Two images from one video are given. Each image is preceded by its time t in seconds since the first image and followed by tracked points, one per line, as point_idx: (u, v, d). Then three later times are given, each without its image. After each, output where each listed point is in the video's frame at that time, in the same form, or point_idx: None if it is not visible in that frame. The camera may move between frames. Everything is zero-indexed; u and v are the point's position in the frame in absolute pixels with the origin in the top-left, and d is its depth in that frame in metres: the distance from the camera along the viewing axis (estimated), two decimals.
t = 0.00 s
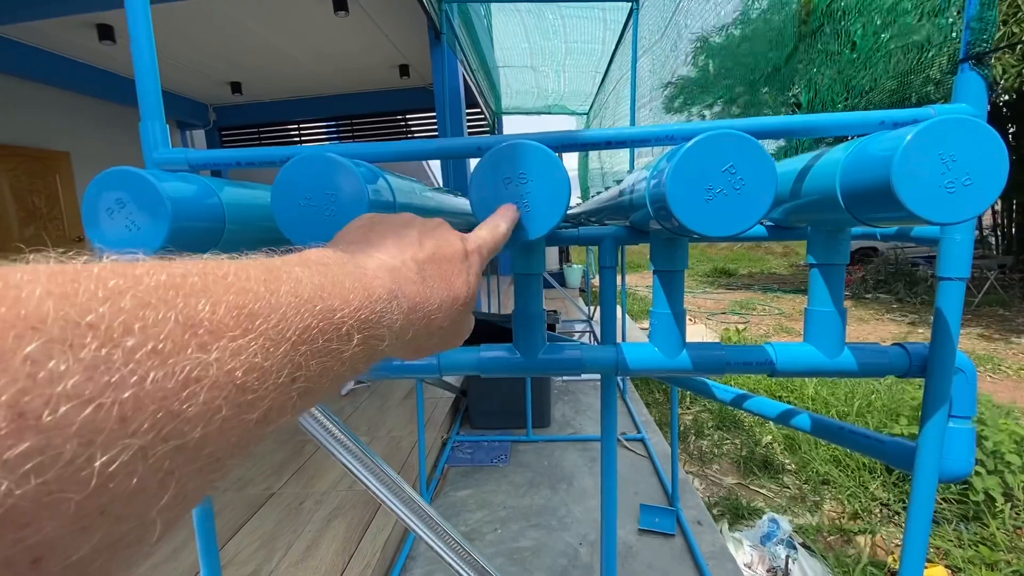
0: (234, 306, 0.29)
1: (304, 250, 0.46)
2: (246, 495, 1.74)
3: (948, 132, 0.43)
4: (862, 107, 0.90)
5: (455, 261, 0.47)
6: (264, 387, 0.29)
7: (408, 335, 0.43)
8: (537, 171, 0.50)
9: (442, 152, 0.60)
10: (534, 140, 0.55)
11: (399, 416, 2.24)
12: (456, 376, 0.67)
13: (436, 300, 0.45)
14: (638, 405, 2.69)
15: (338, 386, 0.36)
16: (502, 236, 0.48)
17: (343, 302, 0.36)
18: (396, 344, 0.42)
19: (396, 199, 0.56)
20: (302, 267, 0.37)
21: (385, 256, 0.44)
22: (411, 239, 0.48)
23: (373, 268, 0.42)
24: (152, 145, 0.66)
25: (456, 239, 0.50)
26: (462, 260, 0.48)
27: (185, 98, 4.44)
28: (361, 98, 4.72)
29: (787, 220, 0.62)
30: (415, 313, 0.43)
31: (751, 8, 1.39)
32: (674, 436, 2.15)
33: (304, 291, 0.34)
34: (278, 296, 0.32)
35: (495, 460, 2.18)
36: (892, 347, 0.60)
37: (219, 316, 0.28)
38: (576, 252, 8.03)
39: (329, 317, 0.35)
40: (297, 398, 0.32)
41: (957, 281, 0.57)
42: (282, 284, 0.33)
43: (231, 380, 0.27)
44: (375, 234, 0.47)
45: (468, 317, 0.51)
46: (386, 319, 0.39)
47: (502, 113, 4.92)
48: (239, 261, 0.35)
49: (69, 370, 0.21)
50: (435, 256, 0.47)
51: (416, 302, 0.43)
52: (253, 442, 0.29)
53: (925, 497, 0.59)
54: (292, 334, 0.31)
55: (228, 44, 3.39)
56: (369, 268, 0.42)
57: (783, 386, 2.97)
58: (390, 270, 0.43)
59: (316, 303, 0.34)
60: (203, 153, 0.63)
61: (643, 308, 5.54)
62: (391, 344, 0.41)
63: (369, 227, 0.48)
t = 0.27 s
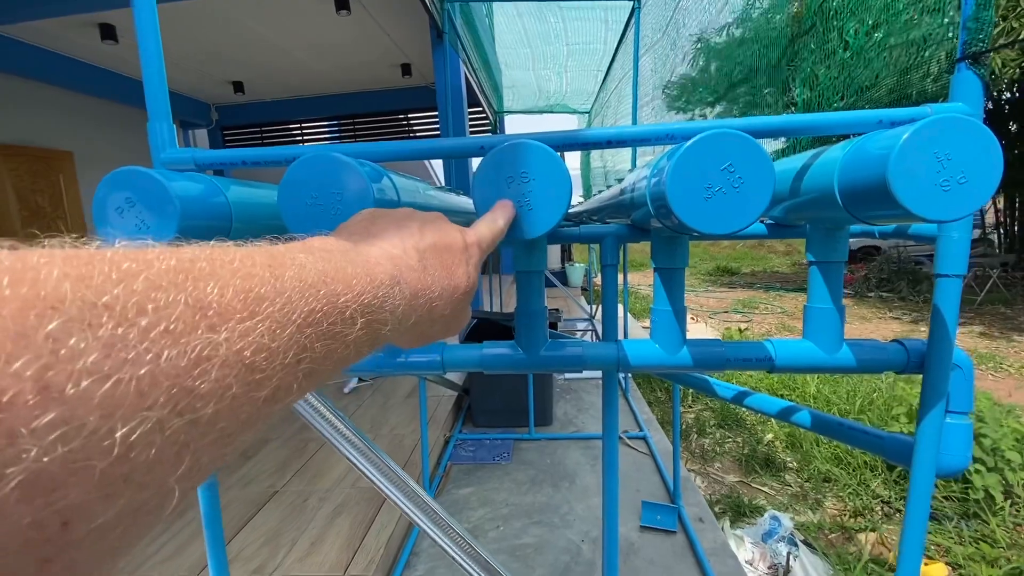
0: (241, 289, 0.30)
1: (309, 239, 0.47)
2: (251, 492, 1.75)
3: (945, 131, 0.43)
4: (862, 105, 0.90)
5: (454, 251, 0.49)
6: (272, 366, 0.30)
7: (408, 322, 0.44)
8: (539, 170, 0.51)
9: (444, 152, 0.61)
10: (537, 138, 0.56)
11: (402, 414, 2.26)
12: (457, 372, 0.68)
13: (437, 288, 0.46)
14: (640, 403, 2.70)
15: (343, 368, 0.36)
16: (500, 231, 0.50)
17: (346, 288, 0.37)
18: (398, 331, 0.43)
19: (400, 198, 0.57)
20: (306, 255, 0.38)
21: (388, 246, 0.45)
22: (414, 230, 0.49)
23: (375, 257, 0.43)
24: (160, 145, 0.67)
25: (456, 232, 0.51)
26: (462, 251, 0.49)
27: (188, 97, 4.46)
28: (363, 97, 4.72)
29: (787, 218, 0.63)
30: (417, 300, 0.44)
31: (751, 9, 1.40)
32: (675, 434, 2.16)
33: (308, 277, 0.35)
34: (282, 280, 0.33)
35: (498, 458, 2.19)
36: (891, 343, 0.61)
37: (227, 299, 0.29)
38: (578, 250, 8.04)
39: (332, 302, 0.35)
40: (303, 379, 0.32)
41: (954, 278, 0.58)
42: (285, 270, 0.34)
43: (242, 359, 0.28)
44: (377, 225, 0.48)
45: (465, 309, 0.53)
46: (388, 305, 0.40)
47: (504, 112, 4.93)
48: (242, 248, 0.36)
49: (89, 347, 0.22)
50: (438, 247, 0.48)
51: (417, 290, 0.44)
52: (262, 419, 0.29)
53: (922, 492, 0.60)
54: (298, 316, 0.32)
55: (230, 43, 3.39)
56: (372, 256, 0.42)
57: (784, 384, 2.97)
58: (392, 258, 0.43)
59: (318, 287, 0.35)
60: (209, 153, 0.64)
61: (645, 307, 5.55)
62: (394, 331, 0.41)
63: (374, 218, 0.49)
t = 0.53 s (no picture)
0: (248, 286, 0.31)
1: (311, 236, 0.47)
2: (254, 490, 1.76)
3: (937, 129, 0.44)
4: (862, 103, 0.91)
5: (452, 250, 0.50)
6: (278, 359, 0.31)
7: (408, 319, 0.45)
8: (536, 168, 0.52)
9: (442, 152, 0.62)
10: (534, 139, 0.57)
11: (403, 412, 2.27)
12: (457, 369, 0.69)
13: (435, 286, 0.47)
14: (640, 401, 2.70)
15: (345, 362, 0.38)
16: (497, 231, 0.50)
17: (348, 284, 0.38)
18: (398, 327, 0.44)
19: (399, 196, 0.57)
20: (308, 252, 0.39)
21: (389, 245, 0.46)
22: (415, 230, 0.50)
23: (375, 256, 0.44)
24: (162, 145, 0.68)
25: (455, 233, 0.53)
26: (459, 250, 0.50)
27: (189, 97, 4.47)
28: (364, 96, 4.73)
29: (783, 217, 0.63)
30: (415, 298, 0.44)
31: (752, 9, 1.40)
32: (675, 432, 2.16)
33: (311, 274, 0.36)
34: (287, 277, 0.34)
35: (499, 456, 2.20)
36: (886, 340, 0.61)
37: (234, 295, 0.30)
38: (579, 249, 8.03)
39: (334, 298, 0.36)
40: (307, 371, 0.33)
41: (948, 275, 0.58)
42: (290, 267, 0.35)
43: (250, 352, 0.29)
44: (377, 224, 0.49)
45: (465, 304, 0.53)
46: (388, 302, 0.41)
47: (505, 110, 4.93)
48: (249, 246, 0.37)
49: (107, 339, 0.23)
50: (437, 247, 0.49)
51: (416, 287, 0.44)
52: (268, 409, 0.30)
53: (916, 488, 0.61)
54: (301, 311, 0.33)
55: (232, 43, 3.40)
56: (371, 254, 0.44)
57: (786, 383, 2.97)
58: (391, 257, 0.44)
59: (321, 284, 0.36)
60: (212, 153, 0.65)
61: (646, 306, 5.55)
62: (394, 326, 0.43)
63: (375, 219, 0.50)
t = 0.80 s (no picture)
0: (241, 270, 0.32)
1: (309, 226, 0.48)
2: (254, 486, 1.77)
3: (933, 121, 0.44)
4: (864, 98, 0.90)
5: (454, 243, 0.49)
6: (266, 345, 0.32)
7: (401, 312, 0.46)
8: (532, 161, 0.52)
9: (440, 146, 0.61)
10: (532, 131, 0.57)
11: (403, 409, 2.27)
12: (456, 364, 0.69)
13: (431, 279, 0.48)
14: (640, 399, 2.70)
15: (337, 352, 0.39)
16: (505, 210, 0.49)
17: (342, 273, 0.39)
18: (391, 319, 0.45)
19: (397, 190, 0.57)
20: (305, 240, 0.39)
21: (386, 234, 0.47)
22: (413, 220, 0.50)
23: (371, 246, 0.44)
24: (160, 139, 0.68)
25: (459, 218, 0.51)
26: (463, 241, 0.50)
27: (190, 95, 4.48)
28: (364, 93, 4.73)
29: (782, 211, 0.63)
30: (409, 293, 0.46)
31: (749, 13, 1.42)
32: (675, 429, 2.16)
33: (306, 261, 0.37)
34: (281, 263, 0.35)
35: (499, 453, 2.20)
36: (885, 335, 0.61)
37: (227, 278, 0.31)
38: (580, 246, 8.02)
39: (328, 287, 0.37)
40: (296, 358, 0.35)
41: (948, 269, 0.58)
42: (285, 254, 0.36)
43: (239, 336, 0.30)
44: (380, 212, 0.50)
45: (465, 297, 0.54)
46: (382, 293, 0.42)
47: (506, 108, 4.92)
48: (249, 231, 0.38)
49: (98, 314, 0.25)
50: (437, 237, 0.49)
51: (411, 282, 0.46)
52: (254, 393, 0.32)
53: (914, 483, 0.61)
54: (293, 299, 0.34)
55: (232, 41, 3.40)
56: (368, 244, 0.44)
57: (786, 381, 2.97)
58: (388, 246, 0.45)
59: (316, 273, 0.37)
60: (209, 148, 0.65)
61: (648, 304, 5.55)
62: (387, 317, 0.44)
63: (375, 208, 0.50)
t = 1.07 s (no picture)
0: (249, 272, 0.31)
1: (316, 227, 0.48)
2: (254, 484, 1.77)
3: (924, 119, 0.44)
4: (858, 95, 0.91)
5: (455, 246, 0.50)
6: (278, 343, 0.31)
7: (406, 311, 0.46)
8: (526, 160, 0.52)
9: (435, 144, 0.62)
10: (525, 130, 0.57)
11: (403, 407, 2.28)
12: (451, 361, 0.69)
13: (436, 280, 0.48)
14: (639, 397, 2.70)
15: (344, 350, 0.38)
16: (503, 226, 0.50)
17: (349, 273, 0.38)
18: (397, 318, 0.45)
19: (392, 188, 0.58)
20: (310, 242, 0.40)
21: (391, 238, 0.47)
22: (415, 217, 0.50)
23: (376, 247, 0.44)
24: (157, 138, 0.68)
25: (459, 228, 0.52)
26: (463, 246, 0.50)
27: (191, 94, 4.48)
28: (364, 92, 4.73)
29: (776, 209, 0.63)
30: (416, 290, 0.46)
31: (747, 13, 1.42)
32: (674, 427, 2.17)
33: (312, 263, 0.36)
34: (288, 265, 0.34)
35: (498, 451, 2.21)
36: (877, 331, 0.62)
37: (236, 281, 0.30)
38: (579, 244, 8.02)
39: (335, 287, 0.37)
40: (306, 357, 0.34)
41: (940, 266, 0.59)
42: (291, 256, 0.35)
43: (250, 334, 0.29)
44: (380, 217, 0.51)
45: (465, 299, 0.54)
46: (387, 292, 0.42)
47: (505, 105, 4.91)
48: (253, 235, 0.38)
49: (116, 316, 0.24)
50: (439, 242, 0.49)
51: (416, 280, 0.45)
52: (267, 393, 0.31)
53: (906, 479, 0.61)
54: (302, 298, 0.34)
55: (232, 39, 3.40)
56: (372, 245, 0.44)
57: (785, 379, 2.98)
58: (392, 249, 0.45)
59: (323, 273, 0.36)
60: (206, 147, 0.65)
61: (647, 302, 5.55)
62: (394, 315, 0.44)
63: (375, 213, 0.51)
